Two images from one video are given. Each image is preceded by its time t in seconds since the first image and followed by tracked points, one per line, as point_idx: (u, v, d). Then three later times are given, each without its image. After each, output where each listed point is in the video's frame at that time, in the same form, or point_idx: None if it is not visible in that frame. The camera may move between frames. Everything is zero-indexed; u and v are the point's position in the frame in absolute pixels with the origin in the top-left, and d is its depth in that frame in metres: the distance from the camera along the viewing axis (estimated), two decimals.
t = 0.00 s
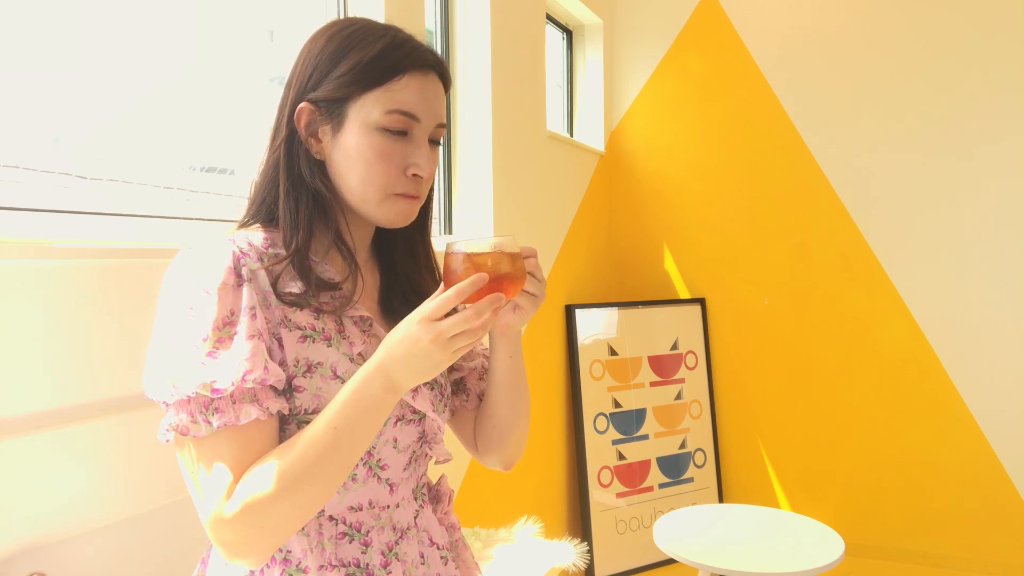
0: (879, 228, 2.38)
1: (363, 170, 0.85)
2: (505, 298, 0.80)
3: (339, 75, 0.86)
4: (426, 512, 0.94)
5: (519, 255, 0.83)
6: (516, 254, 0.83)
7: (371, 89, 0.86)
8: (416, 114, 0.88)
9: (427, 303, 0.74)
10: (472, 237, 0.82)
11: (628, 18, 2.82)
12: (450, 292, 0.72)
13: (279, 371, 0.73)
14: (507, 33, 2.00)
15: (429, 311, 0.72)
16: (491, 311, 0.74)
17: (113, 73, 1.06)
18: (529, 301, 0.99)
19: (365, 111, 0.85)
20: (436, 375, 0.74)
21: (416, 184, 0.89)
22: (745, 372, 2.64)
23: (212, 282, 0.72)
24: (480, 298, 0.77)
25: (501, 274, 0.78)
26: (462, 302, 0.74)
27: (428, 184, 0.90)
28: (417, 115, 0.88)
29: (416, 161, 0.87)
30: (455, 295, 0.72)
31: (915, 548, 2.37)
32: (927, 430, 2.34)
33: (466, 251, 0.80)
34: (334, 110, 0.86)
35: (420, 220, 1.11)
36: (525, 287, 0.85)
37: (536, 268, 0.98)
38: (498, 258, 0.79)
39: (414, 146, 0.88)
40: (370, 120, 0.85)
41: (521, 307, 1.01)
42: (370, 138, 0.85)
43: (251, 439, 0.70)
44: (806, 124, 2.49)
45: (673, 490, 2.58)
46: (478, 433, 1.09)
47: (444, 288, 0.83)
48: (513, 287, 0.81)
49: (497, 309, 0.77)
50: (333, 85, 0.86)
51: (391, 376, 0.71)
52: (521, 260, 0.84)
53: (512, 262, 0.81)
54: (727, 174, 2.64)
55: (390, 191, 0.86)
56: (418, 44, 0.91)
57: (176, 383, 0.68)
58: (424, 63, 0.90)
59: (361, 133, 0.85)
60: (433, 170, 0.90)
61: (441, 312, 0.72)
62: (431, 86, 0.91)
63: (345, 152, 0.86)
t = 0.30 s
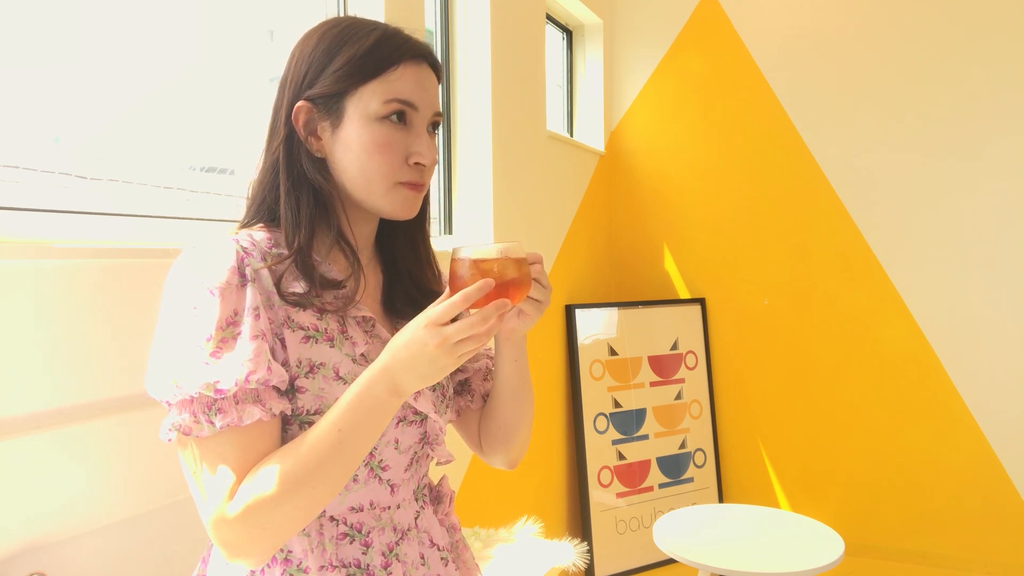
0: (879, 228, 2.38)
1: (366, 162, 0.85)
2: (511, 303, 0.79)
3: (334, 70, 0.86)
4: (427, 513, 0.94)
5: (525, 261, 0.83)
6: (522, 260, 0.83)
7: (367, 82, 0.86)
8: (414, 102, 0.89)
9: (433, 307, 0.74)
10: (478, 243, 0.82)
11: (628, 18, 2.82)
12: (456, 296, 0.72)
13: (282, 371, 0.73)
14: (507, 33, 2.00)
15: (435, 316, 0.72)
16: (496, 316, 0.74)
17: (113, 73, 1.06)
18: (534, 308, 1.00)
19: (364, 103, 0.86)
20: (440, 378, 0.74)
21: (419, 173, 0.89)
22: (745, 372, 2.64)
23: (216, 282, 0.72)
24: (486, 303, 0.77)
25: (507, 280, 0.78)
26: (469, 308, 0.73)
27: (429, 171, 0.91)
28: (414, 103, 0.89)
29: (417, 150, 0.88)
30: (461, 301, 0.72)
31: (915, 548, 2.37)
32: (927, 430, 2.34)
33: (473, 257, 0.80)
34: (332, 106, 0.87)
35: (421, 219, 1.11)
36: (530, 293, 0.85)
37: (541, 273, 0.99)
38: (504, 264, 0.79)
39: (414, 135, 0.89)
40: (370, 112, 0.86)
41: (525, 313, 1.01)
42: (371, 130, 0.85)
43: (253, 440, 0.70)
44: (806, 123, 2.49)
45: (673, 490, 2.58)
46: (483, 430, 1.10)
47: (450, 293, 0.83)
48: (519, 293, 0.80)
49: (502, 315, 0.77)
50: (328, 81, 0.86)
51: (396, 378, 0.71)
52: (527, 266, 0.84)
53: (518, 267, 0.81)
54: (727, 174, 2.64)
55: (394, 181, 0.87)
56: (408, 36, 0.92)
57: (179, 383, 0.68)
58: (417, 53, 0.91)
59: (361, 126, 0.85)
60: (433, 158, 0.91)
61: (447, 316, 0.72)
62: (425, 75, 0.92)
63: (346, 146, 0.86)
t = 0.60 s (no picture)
0: (879, 228, 2.38)
1: (362, 161, 0.86)
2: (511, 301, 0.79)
3: (329, 70, 0.86)
4: (426, 511, 0.94)
5: (525, 258, 0.83)
6: (522, 257, 0.83)
7: (362, 81, 0.87)
8: (409, 101, 0.89)
9: (433, 305, 0.74)
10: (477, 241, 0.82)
11: (628, 18, 2.82)
12: (457, 295, 0.72)
13: (283, 370, 0.73)
14: (507, 33, 2.00)
15: (436, 314, 0.72)
16: (496, 314, 0.74)
17: (113, 73, 1.06)
18: (531, 304, 0.99)
19: (359, 102, 0.86)
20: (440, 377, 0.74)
21: (414, 172, 0.90)
22: (745, 372, 2.64)
23: (217, 281, 0.72)
24: (486, 301, 0.77)
25: (507, 278, 0.78)
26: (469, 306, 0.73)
27: (424, 170, 0.91)
28: (409, 103, 0.90)
29: (412, 149, 0.88)
30: (462, 299, 0.72)
31: (915, 548, 2.37)
32: (927, 430, 2.34)
33: (472, 254, 0.80)
34: (327, 106, 0.87)
35: (417, 218, 1.11)
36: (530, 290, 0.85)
37: (539, 271, 0.99)
38: (503, 261, 0.79)
39: (409, 134, 0.89)
40: (365, 111, 0.86)
41: (522, 310, 1.01)
42: (366, 129, 0.86)
43: (254, 438, 0.70)
44: (807, 123, 2.49)
45: (673, 490, 2.58)
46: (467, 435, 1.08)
47: (450, 291, 0.82)
48: (519, 290, 0.80)
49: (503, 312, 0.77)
50: (323, 81, 0.86)
51: (397, 376, 0.71)
52: (526, 263, 0.84)
53: (517, 265, 0.81)
54: (727, 174, 2.64)
55: (389, 180, 0.87)
56: (402, 35, 0.92)
57: (181, 381, 0.68)
58: (411, 52, 0.91)
59: (357, 125, 0.86)
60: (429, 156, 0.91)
61: (448, 315, 0.72)
62: (419, 74, 0.92)
63: (342, 145, 0.86)
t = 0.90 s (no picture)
0: (879, 228, 2.38)
1: (354, 156, 0.86)
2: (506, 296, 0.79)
3: (316, 68, 0.87)
4: (426, 509, 0.94)
5: (519, 253, 0.83)
6: (517, 253, 0.83)
7: (349, 76, 0.87)
8: (397, 94, 0.90)
9: (427, 301, 0.74)
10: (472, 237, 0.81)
11: (628, 18, 2.82)
12: (451, 292, 0.72)
13: (280, 368, 0.73)
14: (507, 33, 2.00)
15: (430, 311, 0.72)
16: (491, 310, 0.74)
17: (113, 73, 1.06)
18: (528, 302, 0.98)
19: (347, 98, 0.87)
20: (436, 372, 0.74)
21: (408, 165, 0.90)
22: (745, 372, 2.64)
23: (214, 280, 0.73)
24: (481, 296, 0.77)
25: (501, 273, 0.78)
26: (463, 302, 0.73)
27: (418, 163, 0.91)
28: (398, 96, 0.90)
29: (404, 141, 0.88)
30: (456, 296, 0.72)
31: (916, 548, 2.37)
32: (927, 430, 2.34)
33: (467, 250, 0.80)
34: (316, 104, 0.87)
35: (414, 216, 1.11)
36: (525, 284, 0.85)
37: (535, 268, 0.98)
38: (498, 257, 0.79)
39: (399, 127, 0.89)
40: (354, 106, 0.86)
41: (518, 307, 0.99)
42: (357, 124, 0.86)
43: (252, 437, 0.70)
44: (807, 123, 2.49)
45: (673, 490, 2.58)
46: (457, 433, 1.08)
47: (446, 287, 0.83)
48: (513, 286, 0.80)
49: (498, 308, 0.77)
50: (311, 79, 0.87)
51: (392, 373, 0.72)
52: (522, 258, 0.84)
53: (512, 261, 0.80)
54: (727, 174, 2.64)
55: (382, 174, 0.87)
56: (386, 30, 0.93)
57: (178, 380, 0.68)
58: (395, 45, 0.92)
59: (347, 120, 0.86)
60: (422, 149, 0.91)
61: (442, 312, 0.72)
62: (406, 67, 0.93)
63: (333, 142, 0.86)
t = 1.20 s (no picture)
0: (879, 228, 2.38)
1: (328, 141, 0.85)
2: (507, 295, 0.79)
3: (283, 67, 0.89)
4: (425, 508, 0.94)
5: (521, 253, 0.83)
6: (518, 252, 0.83)
7: (313, 66, 0.88)
8: (364, 76, 0.89)
9: (426, 299, 0.73)
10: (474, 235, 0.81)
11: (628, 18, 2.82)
12: (448, 290, 0.71)
13: (277, 367, 0.73)
14: (507, 33, 2.00)
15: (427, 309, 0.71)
16: (489, 309, 0.74)
17: (113, 73, 1.06)
18: (531, 303, 0.99)
19: (314, 88, 0.87)
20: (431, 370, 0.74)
21: (386, 143, 0.87)
22: (745, 372, 2.64)
23: (210, 279, 0.73)
24: (481, 295, 0.77)
25: (502, 273, 0.78)
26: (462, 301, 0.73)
27: (398, 141, 0.89)
28: (366, 78, 0.89)
29: (376, 120, 0.86)
30: (454, 295, 0.71)
31: (915, 548, 2.37)
32: (927, 430, 2.34)
33: (468, 249, 0.79)
34: (288, 101, 0.89)
35: (412, 215, 1.11)
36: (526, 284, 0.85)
37: (539, 268, 0.99)
38: (500, 257, 0.79)
39: (371, 108, 0.88)
40: (321, 93, 0.86)
41: (521, 307, 1.00)
42: (325, 109, 0.85)
43: (250, 436, 0.70)
44: (807, 123, 2.49)
45: (673, 490, 2.58)
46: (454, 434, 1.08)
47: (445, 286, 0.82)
48: (514, 286, 0.80)
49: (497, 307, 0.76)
50: (280, 80, 0.89)
51: (389, 370, 0.71)
52: (523, 258, 0.84)
53: (514, 260, 0.80)
54: (726, 174, 2.64)
55: (360, 155, 0.85)
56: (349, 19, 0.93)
57: (175, 379, 0.68)
58: (358, 30, 0.92)
59: (316, 108, 0.86)
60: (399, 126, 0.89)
61: (439, 310, 0.72)
62: (373, 48, 0.92)
63: (308, 133, 0.86)
